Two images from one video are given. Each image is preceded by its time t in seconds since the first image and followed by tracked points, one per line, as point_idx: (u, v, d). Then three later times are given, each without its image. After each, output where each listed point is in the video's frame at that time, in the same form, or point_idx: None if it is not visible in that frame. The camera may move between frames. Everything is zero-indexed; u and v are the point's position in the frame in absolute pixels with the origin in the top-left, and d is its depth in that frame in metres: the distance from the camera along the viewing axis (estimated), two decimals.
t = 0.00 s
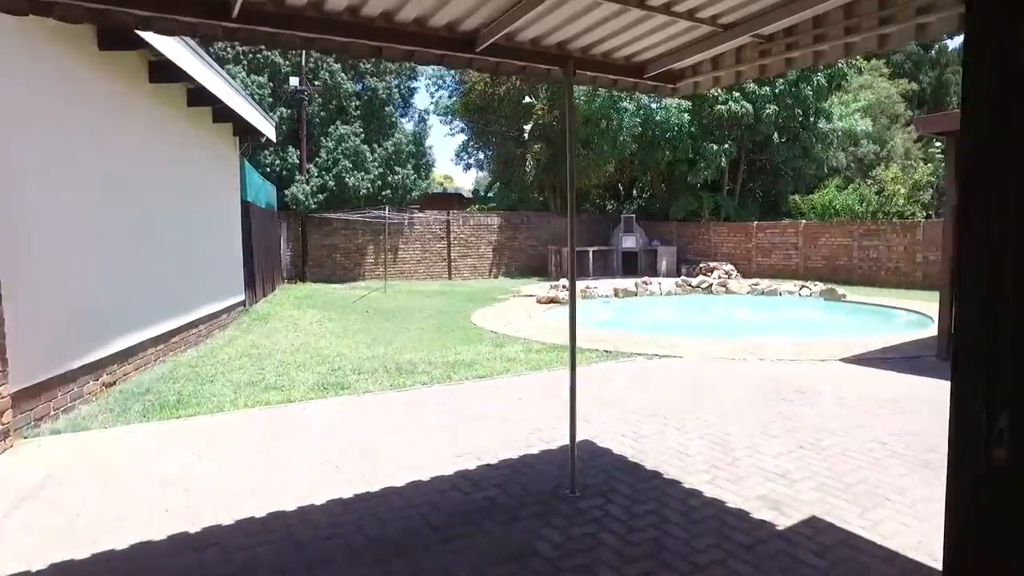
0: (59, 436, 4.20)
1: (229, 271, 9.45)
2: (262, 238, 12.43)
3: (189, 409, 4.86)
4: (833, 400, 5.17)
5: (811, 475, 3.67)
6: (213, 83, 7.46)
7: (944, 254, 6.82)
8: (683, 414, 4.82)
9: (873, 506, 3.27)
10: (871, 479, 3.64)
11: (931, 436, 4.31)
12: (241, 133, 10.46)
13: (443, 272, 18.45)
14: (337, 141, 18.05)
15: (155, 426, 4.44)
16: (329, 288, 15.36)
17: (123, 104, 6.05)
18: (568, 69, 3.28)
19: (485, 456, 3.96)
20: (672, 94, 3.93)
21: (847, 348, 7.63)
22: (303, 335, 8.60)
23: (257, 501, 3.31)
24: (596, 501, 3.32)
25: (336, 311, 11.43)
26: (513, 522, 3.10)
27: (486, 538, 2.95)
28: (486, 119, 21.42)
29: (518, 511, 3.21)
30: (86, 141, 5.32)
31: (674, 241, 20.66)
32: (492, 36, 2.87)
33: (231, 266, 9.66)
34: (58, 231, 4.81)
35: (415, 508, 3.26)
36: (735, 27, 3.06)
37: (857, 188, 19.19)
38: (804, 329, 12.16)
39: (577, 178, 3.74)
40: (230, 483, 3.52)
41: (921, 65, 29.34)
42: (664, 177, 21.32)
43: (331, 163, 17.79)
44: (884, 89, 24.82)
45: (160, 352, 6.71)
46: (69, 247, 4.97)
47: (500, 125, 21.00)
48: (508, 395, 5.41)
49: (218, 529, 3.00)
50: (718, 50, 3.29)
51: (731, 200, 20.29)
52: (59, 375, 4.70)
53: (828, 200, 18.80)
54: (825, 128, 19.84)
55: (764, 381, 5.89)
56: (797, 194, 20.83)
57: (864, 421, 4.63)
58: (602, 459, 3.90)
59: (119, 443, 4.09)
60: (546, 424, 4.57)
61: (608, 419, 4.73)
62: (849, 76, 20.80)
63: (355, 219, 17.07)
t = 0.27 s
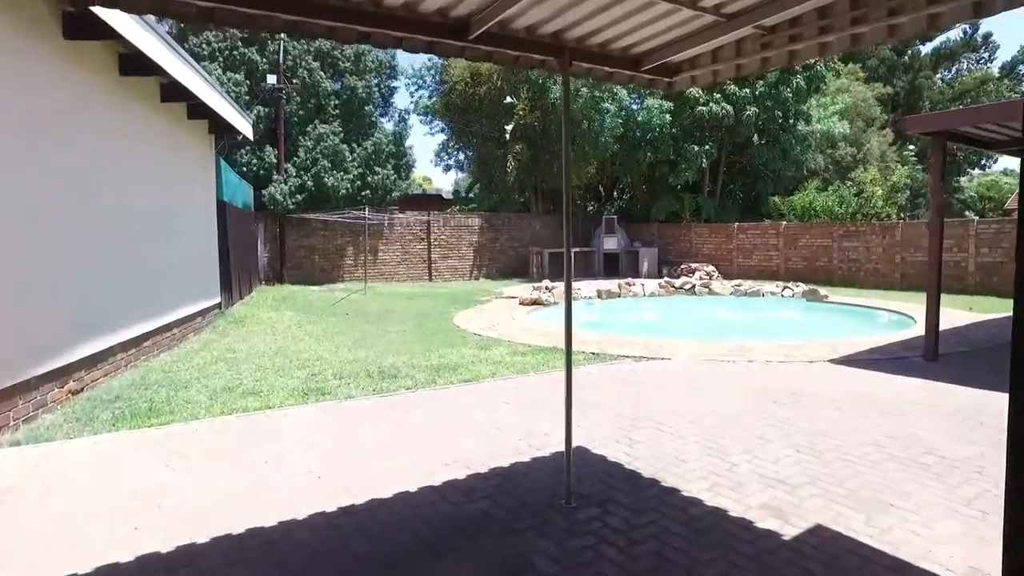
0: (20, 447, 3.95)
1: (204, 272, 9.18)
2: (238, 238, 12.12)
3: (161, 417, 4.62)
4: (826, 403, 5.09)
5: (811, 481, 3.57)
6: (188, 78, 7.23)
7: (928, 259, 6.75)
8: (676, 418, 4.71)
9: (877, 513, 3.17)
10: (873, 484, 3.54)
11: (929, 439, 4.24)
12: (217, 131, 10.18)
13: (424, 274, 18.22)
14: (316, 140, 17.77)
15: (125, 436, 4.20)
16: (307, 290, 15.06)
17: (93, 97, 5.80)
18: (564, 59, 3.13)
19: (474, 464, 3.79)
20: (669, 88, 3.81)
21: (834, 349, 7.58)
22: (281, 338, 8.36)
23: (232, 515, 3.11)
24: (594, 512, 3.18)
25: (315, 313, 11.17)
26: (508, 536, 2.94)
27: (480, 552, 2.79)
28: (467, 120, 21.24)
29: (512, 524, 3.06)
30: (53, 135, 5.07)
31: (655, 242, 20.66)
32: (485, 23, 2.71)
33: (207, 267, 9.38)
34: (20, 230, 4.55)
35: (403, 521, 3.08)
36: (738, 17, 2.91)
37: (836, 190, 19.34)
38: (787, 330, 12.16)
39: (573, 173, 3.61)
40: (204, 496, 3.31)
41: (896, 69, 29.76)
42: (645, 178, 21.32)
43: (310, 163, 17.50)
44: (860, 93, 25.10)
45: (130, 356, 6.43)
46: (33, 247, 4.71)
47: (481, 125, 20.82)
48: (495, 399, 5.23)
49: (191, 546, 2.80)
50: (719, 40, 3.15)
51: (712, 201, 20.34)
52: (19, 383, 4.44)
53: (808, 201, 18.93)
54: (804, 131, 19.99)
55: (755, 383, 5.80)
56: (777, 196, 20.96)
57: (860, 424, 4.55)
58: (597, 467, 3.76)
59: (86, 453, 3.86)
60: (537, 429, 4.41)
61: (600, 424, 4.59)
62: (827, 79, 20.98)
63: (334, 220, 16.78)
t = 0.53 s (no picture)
0: None
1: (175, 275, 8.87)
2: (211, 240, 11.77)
3: (128, 429, 4.37)
4: (816, 406, 5.02)
5: (810, 489, 3.47)
6: (158, 72, 6.94)
7: (912, 257, 6.76)
8: (667, 424, 4.59)
9: (881, 523, 3.08)
10: (873, 492, 3.46)
11: (923, 444, 4.19)
12: (189, 129, 9.85)
13: (401, 276, 17.98)
14: (291, 140, 17.39)
15: (88, 450, 3.94)
16: (282, 293, 14.73)
17: (53, 92, 5.50)
18: (557, 53, 2.99)
19: (462, 475, 3.63)
20: (663, 85, 3.70)
21: (818, 350, 7.56)
22: (255, 343, 8.08)
23: (205, 537, 2.89)
24: (590, 526, 3.04)
25: (290, 317, 10.90)
26: (502, 553, 2.79)
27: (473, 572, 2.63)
28: (445, 120, 21.03)
29: (505, 540, 2.90)
30: (11, 131, 4.78)
31: (633, 244, 20.67)
32: (475, 12, 2.56)
33: (178, 269, 9.07)
34: None
35: (390, 539, 2.91)
36: (738, 11, 2.76)
37: (812, 192, 19.55)
38: (766, 331, 12.19)
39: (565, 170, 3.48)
40: (174, 514, 3.09)
41: (867, 74, 30.25)
42: (623, 180, 21.32)
43: (284, 163, 17.13)
44: (833, 96, 25.44)
45: (96, 364, 6.13)
46: None
47: (459, 126, 20.63)
48: (480, 406, 5.06)
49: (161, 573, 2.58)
50: (718, 35, 3.02)
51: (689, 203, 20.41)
52: None
53: (785, 203, 19.09)
54: (780, 134, 20.16)
55: (743, 387, 5.72)
56: (753, 198, 21.12)
57: (853, 429, 4.48)
58: (590, 476, 3.62)
59: (45, 470, 3.60)
60: (525, 437, 4.26)
61: (590, 431, 4.46)
62: (802, 83, 21.18)
63: (310, 221, 16.47)
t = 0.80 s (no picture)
0: None
1: (146, 276, 8.57)
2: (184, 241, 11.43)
3: (94, 439, 4.12)
4: (807, 409, 4.95)
5: (810, 496, 3.38)
6: (128, 66, 6.68)
7: (898, 257, 6.78)
8: (659, 429, 4.48)
9: (885, 531, 3.00)
10: (873, 498, 3.38)
11: (918, 447, 4.13)
12: (161, 126, 9.55)
13: (379, 277, 17.72)
14: (266, 138, 17.01)
15: (49, 463, 3.70)
16: (258, 295, 14.41)
17: (13, 84, 5.21)
18: (551, 44, 2.86)
19: (450, 485, 3.47)
20: (658, 80, 3.59)
21: (804, 351, 7.53)
22: (230, 347, 7.82)
23: (176, 557, 2.69)
24: (587, 538, 2.91)
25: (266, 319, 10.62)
26: (496, 569, 2.64)
27: None
28: (423, 120, 20.78)
29: (499, 554, 2.76)
30: None
31: (613, 245, 20.64)
32: None
33: (149, 271, 8.77)
34: None
35: (376, 555, 2.74)
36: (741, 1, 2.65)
37: (790, 194, 19.70)
38: (747, 332, 12.20)
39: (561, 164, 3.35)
40: (142, 533, 2.89)
41: (841, 78, 30.65)
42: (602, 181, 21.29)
43: (260, 162, 16.77)
44: (809, 99, 25.70)
45: (60, 371, 5.84)
46: None
47: (438, 125, 20.39)
48: (466, 411, 4.88)
49: None
50: (718, 28, 2.91)
51: (669, 204, 20.44)
52: None
53: (764, 205, 19.22)
54: (758, 135, 20.28)
55: (732, 390, 5.64)
56: (732, 200, 21.24)
57: (846, 432, 4.42)
58: (583, 486, 3.49)
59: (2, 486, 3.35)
60: (515, 444, 4.11)
61: (581, 437, 4.33)
62: (779, 86, 21.34)
63: (286, 222, 16.15)
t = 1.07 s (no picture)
0: None
1: (117, 279, 8.28)
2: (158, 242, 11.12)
3: (58, 451, 3.90)
4: (798, 412, 4.88)
5: (808, 503, 3.30)
6: (98, 61, 6.44)
7: (883, 259, 6.78)
8: (650, 433, 4.38)
9: (887, 539, 2.92)
10: (871, 504, 3.31)
11: (911, 450, 4.09)
12: (134, 124, 9.27)
13: (359, 279, 17.48)
14: (244, 138, 16.66)
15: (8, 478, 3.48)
16: (235, 297, 14.10)
17: None
18: (544, 36, 2.73)
19: (437, 496, 3.32)
20: (651, 75, 3.48)
21: (791, 352, 7.48)
22: (206, 351, 7.57)
23: None
24: (582, 550, 2.78)
25: (243, 322, 10.36)
26: None
27: None
28: (403, 120, 20.54)
29: (491, 570, 2.62)
30: None
31: (595, 246, 20.60)
32: None
33: (121, 273, 8.49)
34: None
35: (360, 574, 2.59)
36: None
37: (772, 195, 19.86)
38: (731, 333, 12.19)
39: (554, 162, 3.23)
40: (108, 553, 2.70)
41: (819, 81, 30.98)
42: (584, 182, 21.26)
43: (237, 162, 16.43)
44: (788, 102, 25.92)
45: (23, 378, 5.58)
46: None
47: (418, 125, 20.15)
48: (451, 417, 4.73)
49: None
50: (717, 19, 2.80)
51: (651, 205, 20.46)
52: None
53: (745, 206, 19.35)
54: (739, 137, 20.39)
55: (721, 392, 5.56)
56: (713, 201, 21.34)
57: (839, 435, 4.36)
58: (575, 495, 3.36)
59: None
60: (502, 451, 3.97)
61: (570, 443, 4.21)
62: (760, 88, 21.48)
63: (264, 223, 15.85)
